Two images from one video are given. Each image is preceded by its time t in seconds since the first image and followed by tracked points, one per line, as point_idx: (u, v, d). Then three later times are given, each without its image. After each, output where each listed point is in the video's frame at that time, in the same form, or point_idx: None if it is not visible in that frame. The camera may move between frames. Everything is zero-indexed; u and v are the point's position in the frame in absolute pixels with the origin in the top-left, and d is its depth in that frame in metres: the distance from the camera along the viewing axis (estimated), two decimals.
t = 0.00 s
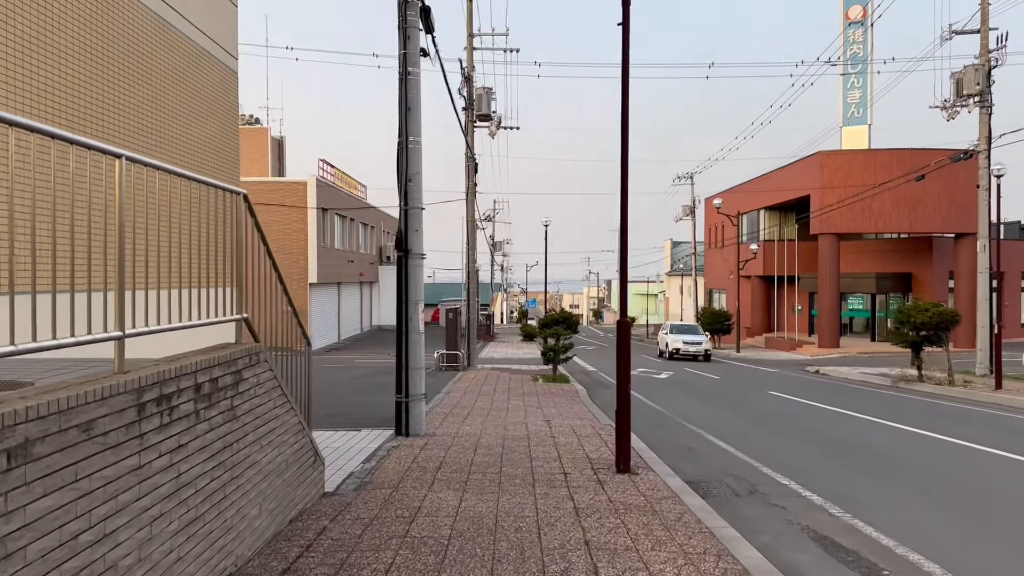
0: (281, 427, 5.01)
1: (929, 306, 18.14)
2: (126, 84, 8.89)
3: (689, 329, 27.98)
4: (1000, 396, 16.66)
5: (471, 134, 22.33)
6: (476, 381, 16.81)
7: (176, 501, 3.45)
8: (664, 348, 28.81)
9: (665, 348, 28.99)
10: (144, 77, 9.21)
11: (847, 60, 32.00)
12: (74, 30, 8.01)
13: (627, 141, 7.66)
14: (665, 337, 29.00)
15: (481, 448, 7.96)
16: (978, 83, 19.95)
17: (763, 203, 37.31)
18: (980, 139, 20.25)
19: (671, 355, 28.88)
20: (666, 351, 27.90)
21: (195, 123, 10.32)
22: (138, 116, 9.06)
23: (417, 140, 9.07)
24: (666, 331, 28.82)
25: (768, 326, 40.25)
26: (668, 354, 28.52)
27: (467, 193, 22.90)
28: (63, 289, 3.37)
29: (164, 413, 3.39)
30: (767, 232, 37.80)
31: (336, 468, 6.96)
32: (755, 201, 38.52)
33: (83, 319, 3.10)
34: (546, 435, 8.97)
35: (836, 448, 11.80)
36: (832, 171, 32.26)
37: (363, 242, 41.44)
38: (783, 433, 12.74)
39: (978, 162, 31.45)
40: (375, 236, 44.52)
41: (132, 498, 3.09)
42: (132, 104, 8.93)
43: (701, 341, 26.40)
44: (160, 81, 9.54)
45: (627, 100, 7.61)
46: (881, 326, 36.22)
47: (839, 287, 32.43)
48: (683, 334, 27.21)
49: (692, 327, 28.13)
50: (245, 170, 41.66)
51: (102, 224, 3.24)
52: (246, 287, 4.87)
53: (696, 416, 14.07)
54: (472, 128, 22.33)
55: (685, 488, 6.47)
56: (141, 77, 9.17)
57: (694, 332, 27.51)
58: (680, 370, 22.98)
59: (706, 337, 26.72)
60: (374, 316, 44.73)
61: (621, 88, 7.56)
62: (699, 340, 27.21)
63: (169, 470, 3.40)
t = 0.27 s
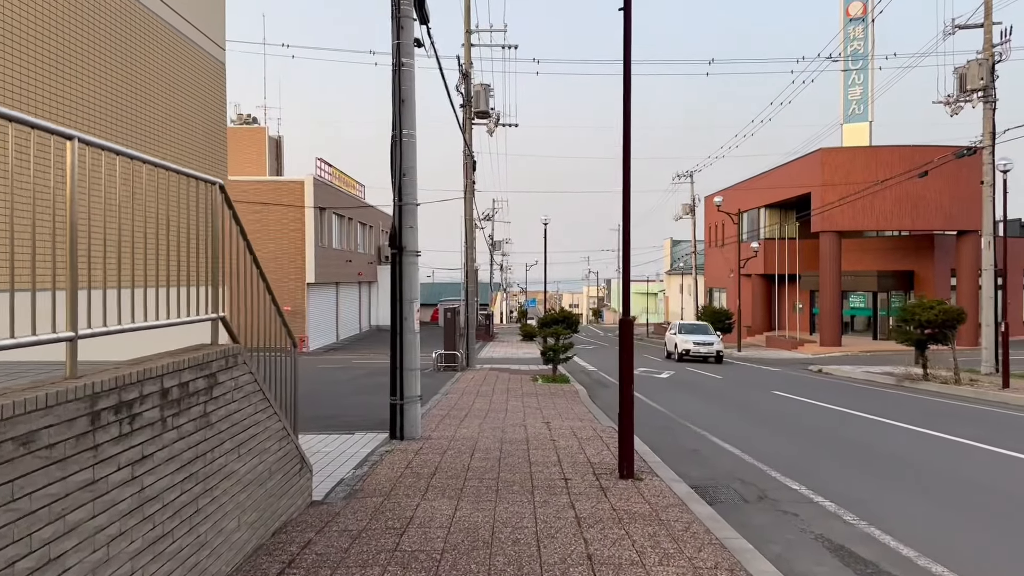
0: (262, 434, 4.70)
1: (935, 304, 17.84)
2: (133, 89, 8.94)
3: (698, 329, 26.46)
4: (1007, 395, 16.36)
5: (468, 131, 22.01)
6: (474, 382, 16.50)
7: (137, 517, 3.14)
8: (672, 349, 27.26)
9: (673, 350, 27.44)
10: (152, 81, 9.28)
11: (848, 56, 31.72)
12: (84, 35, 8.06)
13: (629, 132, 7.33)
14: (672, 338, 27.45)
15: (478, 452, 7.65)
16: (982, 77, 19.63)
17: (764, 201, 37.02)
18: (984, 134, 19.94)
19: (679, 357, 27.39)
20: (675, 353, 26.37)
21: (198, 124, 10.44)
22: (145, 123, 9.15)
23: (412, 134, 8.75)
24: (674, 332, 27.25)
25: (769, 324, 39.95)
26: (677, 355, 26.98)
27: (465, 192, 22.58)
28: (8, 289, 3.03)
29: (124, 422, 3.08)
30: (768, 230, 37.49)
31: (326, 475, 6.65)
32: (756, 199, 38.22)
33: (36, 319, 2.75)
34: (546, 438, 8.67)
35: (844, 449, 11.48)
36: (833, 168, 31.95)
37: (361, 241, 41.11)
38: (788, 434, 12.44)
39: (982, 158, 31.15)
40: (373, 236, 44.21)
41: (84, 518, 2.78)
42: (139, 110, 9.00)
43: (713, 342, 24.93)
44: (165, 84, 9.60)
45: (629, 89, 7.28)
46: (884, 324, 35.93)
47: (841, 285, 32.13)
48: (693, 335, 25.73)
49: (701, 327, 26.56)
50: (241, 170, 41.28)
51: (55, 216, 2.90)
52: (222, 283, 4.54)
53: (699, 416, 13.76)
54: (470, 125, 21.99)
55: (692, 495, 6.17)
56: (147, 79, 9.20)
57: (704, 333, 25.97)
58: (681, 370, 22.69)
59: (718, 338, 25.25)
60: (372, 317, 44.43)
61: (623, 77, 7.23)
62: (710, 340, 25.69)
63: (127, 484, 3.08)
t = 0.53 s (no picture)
0: (238, 444, 4.37)
1: (941, 305, 17.53)
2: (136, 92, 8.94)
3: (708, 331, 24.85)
4: (1017, 397, 16.01)
5: (467, 130, 21.68)
6: (473, 385, 16.16)
7: (87, 545, 2.81)
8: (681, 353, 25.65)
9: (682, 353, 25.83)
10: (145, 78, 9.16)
11: (850, 54, 31.42)
12: (89, 35, 8.07)
13: (632, 125, 7.00)
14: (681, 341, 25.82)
15: (474, 460, 7.31)
16: (989, 73, 19.31)
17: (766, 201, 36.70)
18: (991, 130, 19.60)
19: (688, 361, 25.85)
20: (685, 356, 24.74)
21: (196, 130, 10.42)
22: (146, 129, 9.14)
23: (406, 129, 8.41)
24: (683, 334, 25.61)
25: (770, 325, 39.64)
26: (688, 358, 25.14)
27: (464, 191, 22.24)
28: None
29: (70, 438, 2.75)
30: (769, 230, 37.17)
31: (314, 486, 6.30)
32: (757, 199, 37.90)
33: None
34: (546, 444, 8.33)
35: (853, 452, 11.13)
36: (836, 167, 31.62)
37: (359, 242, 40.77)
38: (795, 437, 12.11)
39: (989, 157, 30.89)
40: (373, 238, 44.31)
41: (21, 549, 2.44)
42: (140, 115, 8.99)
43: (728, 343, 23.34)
44: (167, 90, 9.62)
45: (632, 80, 6.95)
46: (887, 325, 35.59)
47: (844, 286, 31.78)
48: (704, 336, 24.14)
49: (713, 329, 24.91)
50: (238, 171, 40.95)
51: None
52: (194, 284, 4.15)
53: (702, 420, 13.41)
54: (468, 123, 21.64)
55: (701, 506, 5.84)
56: (148, 82, 9.22)
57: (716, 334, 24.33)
58: (683, 371, 22.37)
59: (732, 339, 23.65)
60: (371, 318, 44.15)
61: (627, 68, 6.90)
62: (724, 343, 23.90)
63: (74, 508, 2.74)
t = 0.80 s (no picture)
0: (211, 452, 4.01)
1: (949, 301, 17.24)
2: (140, 92, 8.87)
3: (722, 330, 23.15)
4: None
5: (465, 126, 21.31)
6: (471, 386, 15.82)
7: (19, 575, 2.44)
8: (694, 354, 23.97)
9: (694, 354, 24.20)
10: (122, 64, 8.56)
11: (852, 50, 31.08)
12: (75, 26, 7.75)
13: (638, 113, 6.65)
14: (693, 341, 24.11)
15: (471, 466, 6.96)
16: (997, 66, 18.95)
17: (767, 198, 36.36)
18: (999, 124, 19.25)
19: (699, 362, 24.33)
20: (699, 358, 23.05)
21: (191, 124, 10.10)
22: (150, 127, 9.08)
23: (400, 120, 8.06)
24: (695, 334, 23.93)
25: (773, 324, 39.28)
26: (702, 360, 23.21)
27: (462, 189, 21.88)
28: None
29: None
30: (772, 228, 36.82)
31: (301, 496, 5.96)
32: (759, 196, 37.55)
33: None
34: (546, 448, 7.98)
35: (863, 454, 10.79)
36: (839, 163, 31.26)
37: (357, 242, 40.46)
38: (803, 438, 11.77)
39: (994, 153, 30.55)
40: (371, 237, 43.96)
41: None
42: (146, 115, 8.93)
43: (745, 344, 21.63)
44: (172, 88, 9.55)
45: (637, 66, 6.59)
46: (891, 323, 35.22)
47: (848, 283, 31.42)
48: (719, 336, 22.45)
49: (728, 329, 23.11)
50: (235, 170, 40.55)
51: None
52: (162, 279, 3.80)
53: (707, 421, 13.04)
54: (466, 119, 21.27)
55: (711, 516, 5.50)
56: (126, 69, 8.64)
57: (732, 333, 22.57)
58: (686, 371, 22.02)
59: (750, 339, 21.91)
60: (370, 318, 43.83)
61: (632, 53, 6.54)
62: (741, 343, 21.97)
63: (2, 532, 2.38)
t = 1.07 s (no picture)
0: (183, 474, 3.67)
1: (961, 305, 16.89)
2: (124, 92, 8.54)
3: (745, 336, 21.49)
4: None
5: (467, 127, 20.97)
6: (473, 392, 15.48)
7: None
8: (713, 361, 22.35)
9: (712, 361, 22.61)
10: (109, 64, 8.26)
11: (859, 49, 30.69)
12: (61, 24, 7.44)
13: (647, 106, 6.30)
14: (712, 347, 22.49)
15: (471, 480, 6.61)
16: (1009, 64, 18.56)
17: (773, 200, 36.00)
18: (1012, 123, 18.86)
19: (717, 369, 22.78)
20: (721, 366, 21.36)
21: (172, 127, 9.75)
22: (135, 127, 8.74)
23: (397, 117, 7.71)
24: (714, 341, 22.30)
25: (779, 327, 38.89)
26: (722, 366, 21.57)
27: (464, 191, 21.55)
28: None
29: None
30: (777, 230, 36.47)
31: (291, 515, 5.61)
32: (764, 198, 37.20)
33: None
34: (549, 460, 7.62)
35: (878, 463, 10.42)
36: (846, 165, 30.90)
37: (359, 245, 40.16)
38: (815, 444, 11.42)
39: (1004, 153, 30.17)
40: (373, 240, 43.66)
41: None
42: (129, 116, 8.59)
43: (774, 351, 20.05)
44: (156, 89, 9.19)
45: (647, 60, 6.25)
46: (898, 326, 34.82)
47: (855, 286, 31.03)
48: (743, 343, 20.81)
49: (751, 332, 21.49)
50: (236, 172, 40.27)
51: None
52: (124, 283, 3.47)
53: (715, 429, 12.68)
54: (468, 120, 20.93)
55: (728, 536, 5.14)
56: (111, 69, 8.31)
57: (756, 337, 20.97)
58: (692, 376, 21.66)
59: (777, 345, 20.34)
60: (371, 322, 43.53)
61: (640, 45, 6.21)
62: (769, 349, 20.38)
63: None
